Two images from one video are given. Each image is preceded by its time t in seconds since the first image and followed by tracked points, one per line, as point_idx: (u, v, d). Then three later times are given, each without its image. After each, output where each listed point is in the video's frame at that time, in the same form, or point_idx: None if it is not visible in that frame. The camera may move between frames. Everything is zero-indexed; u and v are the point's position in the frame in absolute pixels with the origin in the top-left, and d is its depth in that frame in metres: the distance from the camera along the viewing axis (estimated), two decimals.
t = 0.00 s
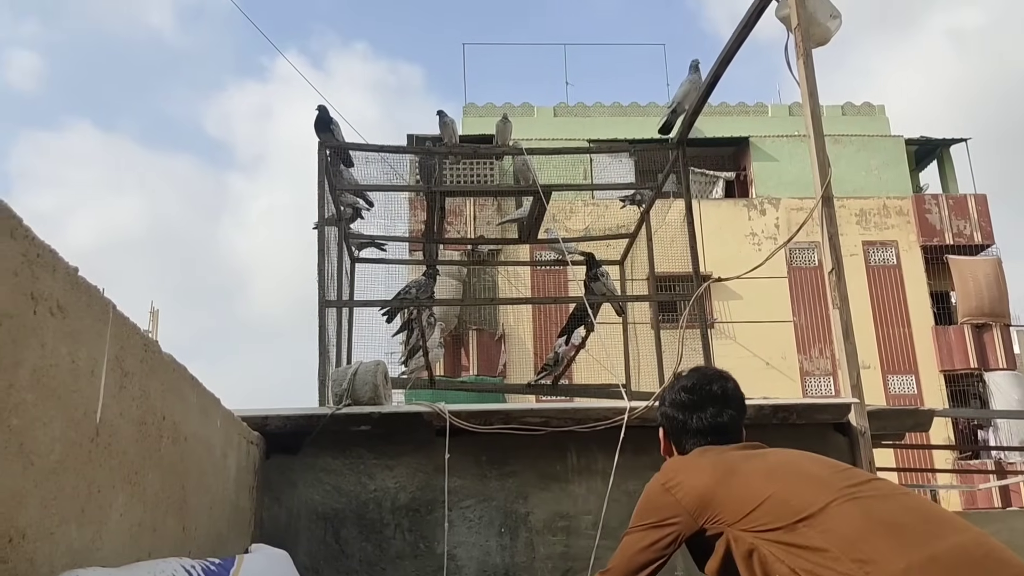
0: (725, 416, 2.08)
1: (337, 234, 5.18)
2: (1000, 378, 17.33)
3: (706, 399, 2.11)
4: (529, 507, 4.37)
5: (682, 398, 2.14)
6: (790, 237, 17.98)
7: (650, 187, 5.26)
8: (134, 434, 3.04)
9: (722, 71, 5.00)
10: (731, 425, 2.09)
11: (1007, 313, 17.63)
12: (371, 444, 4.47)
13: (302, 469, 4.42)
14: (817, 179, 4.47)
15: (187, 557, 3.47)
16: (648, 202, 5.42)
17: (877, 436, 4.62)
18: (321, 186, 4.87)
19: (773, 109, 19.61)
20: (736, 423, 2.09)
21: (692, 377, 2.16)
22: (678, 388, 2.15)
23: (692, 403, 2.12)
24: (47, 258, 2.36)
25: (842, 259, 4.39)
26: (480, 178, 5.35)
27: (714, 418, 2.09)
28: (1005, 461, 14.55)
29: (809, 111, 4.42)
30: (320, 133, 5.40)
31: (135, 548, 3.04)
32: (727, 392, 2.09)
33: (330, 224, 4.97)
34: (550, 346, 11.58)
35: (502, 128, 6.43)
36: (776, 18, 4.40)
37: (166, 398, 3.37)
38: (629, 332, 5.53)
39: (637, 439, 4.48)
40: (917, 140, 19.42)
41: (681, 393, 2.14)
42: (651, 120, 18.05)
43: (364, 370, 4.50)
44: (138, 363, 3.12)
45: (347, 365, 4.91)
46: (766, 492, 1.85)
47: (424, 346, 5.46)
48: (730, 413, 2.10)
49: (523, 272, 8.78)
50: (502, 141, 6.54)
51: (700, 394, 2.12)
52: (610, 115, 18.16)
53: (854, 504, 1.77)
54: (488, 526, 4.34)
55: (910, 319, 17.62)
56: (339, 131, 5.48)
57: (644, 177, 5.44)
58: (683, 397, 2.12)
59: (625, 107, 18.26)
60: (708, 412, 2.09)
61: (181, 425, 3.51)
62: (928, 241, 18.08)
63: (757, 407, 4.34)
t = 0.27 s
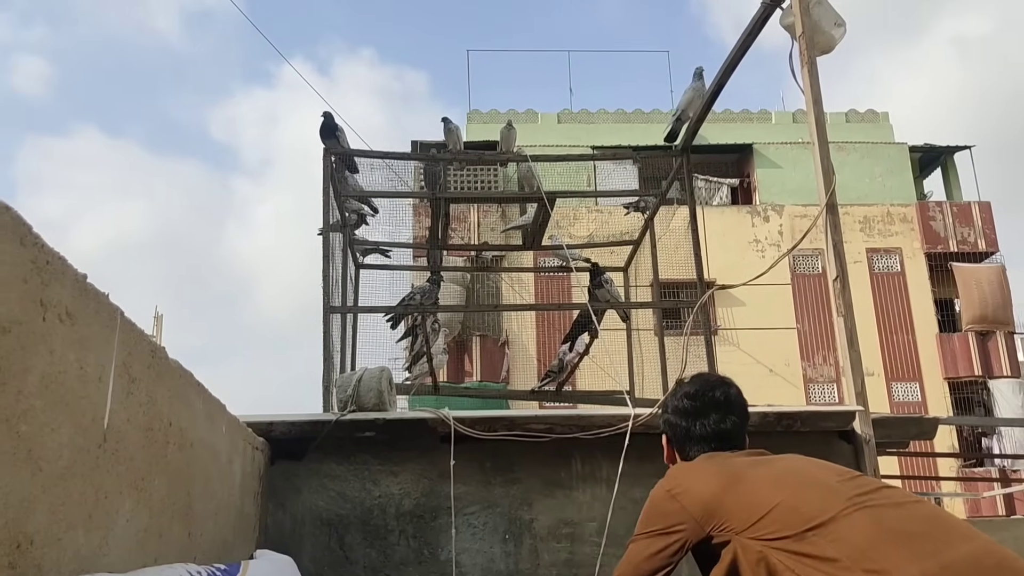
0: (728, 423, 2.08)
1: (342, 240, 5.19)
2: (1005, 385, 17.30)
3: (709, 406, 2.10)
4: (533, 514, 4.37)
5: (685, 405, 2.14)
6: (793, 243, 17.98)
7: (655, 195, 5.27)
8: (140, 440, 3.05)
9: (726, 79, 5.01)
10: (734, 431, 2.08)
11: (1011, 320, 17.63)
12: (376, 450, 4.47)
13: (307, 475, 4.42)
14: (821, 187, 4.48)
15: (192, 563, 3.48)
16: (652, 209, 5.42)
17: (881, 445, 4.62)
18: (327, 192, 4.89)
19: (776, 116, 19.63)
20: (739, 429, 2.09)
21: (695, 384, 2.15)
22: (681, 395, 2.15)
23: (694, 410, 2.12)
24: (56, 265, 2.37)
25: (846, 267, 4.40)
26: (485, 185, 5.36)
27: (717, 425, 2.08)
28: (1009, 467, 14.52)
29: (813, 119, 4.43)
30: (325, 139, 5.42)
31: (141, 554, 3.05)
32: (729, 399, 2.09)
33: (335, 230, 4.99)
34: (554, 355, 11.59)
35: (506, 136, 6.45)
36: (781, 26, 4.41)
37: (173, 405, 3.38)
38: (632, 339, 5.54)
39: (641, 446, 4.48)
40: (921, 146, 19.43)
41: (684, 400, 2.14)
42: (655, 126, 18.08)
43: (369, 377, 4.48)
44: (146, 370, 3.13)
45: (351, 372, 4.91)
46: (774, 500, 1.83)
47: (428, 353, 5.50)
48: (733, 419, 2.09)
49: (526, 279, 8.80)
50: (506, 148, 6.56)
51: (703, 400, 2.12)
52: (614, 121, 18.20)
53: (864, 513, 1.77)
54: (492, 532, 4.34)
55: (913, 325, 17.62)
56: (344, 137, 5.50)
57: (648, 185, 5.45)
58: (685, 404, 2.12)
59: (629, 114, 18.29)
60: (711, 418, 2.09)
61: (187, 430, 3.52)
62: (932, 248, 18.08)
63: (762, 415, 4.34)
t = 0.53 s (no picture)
0: (739, 424, 2.05)
1: (346, 245, 5.20)
2: (1010, 393, 17.23)
3: (719, 407, 2.07)
4: (536, 520, 4.36)
5: (695, 407, 2.10)
6: (797, 249, 17.96)
7: (659, 200, 5.27)
8: (144, 444, 3.06)
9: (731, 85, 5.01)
10: (746, 432, 2.05)
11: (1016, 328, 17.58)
12: (379, 455, 4.47)
13: (310, 480, 4.42)
14: (826, 193, 4.48)
15: (195, 567, 3.47)
16: (656, 215, 5.42)
17: (886, 452, 4.60)
18: (331, 197, 4.89)
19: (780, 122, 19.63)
20: (751, 430, 2.06)
21: (704, 386, 2.12)
22: (691, 397, 2.11)
23: (705, 411, 2.09)
24: (61, 269, 2.38)
25: (850, 272, 4.39)
26: (489, 190, 5.36)
27: (729, 427, 2.05)
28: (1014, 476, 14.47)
29: (817, 125, 4.43)
30: (330, 144, 5.43)
31: (145, 558, 3.05)
32: (739, 401, 2.06)
33: (339, 235, 4.99)
34: (558, 361, 11.58)
35: (511, 141, 6.47)
36: (785, 32, 4.42)
37: (176, 409, 3.38)
38: (636, 345, 5.53)
39: (645, 452, 4.47)
40: (925, 153, 19.41)
41: (693, 402, 2.11)
42: (659, 132, 18.09)
43: (373, 382, 4.49)
44: (150, 374, 3.13)
45: (355, 376, 4.91)
46: (791, 508, 1.79)
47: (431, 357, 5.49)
48: (744, 420, 2.07)
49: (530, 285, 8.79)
50: (511, 153, 6.56)
51: (713, 402, 2.09)
52: (618, 127, 18.21)
53: (883, 523, 1.74)
54: (495, 538, 4.33)
55: (918, 332, 17.57)
56: (349, 142, 5.51)
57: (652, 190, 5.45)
58: (695, 406, 2.09)
59: (633, 120, 18.30)
60: (722, 420, 2.06)
61: (191, 434, 3.52)
62: (936, 255, 18.04)
63: (766, 421, 4.33)
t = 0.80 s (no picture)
0: (745, 418, 2.02)
1: (343, 246, 5.20)
2: (1006, 394, 17.25)
3: (725, 400, 2.04)
4: (533, 520, 4.36)
5: (699, 399, 2.07)
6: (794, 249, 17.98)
7: (656, 201, 5.27)
8: (141, 445, 3.05)
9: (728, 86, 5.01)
10: (751, 426, 2.02)
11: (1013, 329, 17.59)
12: (376, 455, 4.47)
13: (307, 480, 4.42)
14: (823, 195, 4.48)
15: (191, 568, 3.48)
16: (653, 216, 5.42)
17: (883, 454, 4.60)
18: (328, 198, 4.89)
19: (778, 122, 19.64)
20: (756, 424, 2.02)
21: (709, 378, 2.09)
22: (696, 389, 2.08)
23: (710, 404, 2.05)
24: (58, 269, 2.38)
25: (847, 274, 4.39)
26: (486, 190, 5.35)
27: (734, 420, 2.02)
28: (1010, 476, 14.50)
29: (814, 126, 4.43)
30: (327, 144, 5.42)
31: (141, 558, 3.05)
32: (745, 394, 2.02)
33: (336, 235, 4.99)
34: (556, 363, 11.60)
35: (509, 141, 6.46)
36: (783, 34, 4.42)
37: (173, 410, 3.38)
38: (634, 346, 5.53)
39: (642, 453, 4.47)
40: (923, 154, 19.43)
41: (698, 394, 2.07)
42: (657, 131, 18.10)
43: (370, 382, 4.48)
44: (147, 374, 3.13)
45: (352, 376, 4.91)
46: (800, 506, 1.74)
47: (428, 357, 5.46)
48: (749, 414, 2.03)
49: (527, 286, 8.80)
50: (509, 154, 6.56)
51: (718, 395, 2.05)
52: (616, 127, 18.21)
53: (896, 523, 1.69)
54: (492, 538, 4.34)
55: (914, 333, 17.61)
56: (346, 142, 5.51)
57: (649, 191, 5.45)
58: (700, 399, 2.05)
59: (630, 120, 18.30)
60: (726, 414, 2.02)
61: (188, 435, 3.52)
62: (933, 255, 18.06)
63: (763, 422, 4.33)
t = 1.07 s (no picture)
0: (734, 401, 2.01)
1: (333, 234, 5.18)
2: (993, 385, 17.39)
3: (714, 384, 2.02)
4: (521, 509, 4.37)
5: (688, 383, 2.05)
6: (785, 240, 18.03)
7: (646, 191, 5.27)
8: (127, 433, 3.04)
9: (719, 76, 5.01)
10: (740, 410, 2.01)
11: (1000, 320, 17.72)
12: (364, 444, 4.47)
13: (295, 469, 4.42)
14: (812, 186, 4.49)
15: (178, 556, 3.47)
16: (643, 206, 5.41)
17: (869, 444, 4.62)
18: (318, 186, 4.87)
19: (769, 113, 19.66)
20: (746, 407, 2.02)
21: (698, 362, 2.07)
22: (684, 373, 2.06)
23: (699, 388, 2.04)
24: (42, 257, 2.36)
25: (835, 265, 4.41)
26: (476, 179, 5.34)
27: (723, 404, 2.01)
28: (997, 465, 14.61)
29: (804, 117, 4.44)
30: (317, 132, 5.40)
31: (127, 546, 3.04)
32: (734, 377, 2.01)
33: (326, 224, 4.98)
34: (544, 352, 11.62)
35: (499, 131, 6.45)
36: (773, 24, 4.41)
37: (160, 398, 3.37)
38: (623, 336, 5.54)
39: (630, 442, 4.48)
40: (912, 146, 19.49)
41: (687, 378, 2.05)
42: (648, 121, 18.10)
43: (358, 371, 4.47)
44: (133, 363, 3.11)
45: (341, 365, 4.91)
46: (805, 494, 1.74)
47: (418, 346, 5.44)
48: (738, 397, 2.02)
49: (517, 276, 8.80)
50: (499, 143, 6.55)
51: (707, 379, 2.04)
52: (607, 117, 18.19)
53: (901, 516, 1.68)
54: (480, 527, 4.34)
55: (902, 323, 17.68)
56: (336, 130, 5.48)
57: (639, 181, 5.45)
58: (689, 383, 2.03)
59: (622, 109, 18.28)
60: (716, 397, 2.01)
61: (174, 423, 3.51)
62: (922, 246, 18.15)
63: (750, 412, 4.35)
